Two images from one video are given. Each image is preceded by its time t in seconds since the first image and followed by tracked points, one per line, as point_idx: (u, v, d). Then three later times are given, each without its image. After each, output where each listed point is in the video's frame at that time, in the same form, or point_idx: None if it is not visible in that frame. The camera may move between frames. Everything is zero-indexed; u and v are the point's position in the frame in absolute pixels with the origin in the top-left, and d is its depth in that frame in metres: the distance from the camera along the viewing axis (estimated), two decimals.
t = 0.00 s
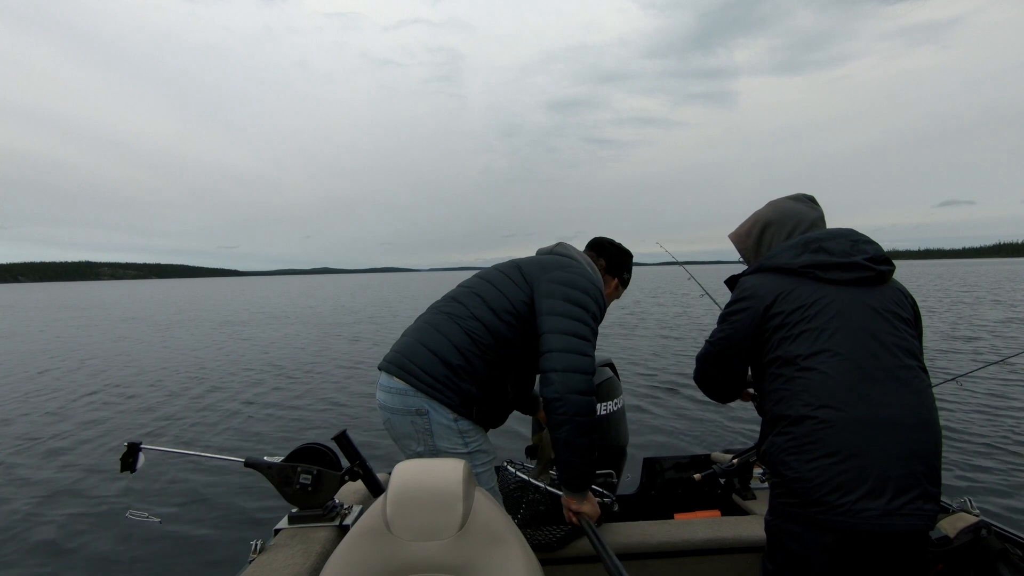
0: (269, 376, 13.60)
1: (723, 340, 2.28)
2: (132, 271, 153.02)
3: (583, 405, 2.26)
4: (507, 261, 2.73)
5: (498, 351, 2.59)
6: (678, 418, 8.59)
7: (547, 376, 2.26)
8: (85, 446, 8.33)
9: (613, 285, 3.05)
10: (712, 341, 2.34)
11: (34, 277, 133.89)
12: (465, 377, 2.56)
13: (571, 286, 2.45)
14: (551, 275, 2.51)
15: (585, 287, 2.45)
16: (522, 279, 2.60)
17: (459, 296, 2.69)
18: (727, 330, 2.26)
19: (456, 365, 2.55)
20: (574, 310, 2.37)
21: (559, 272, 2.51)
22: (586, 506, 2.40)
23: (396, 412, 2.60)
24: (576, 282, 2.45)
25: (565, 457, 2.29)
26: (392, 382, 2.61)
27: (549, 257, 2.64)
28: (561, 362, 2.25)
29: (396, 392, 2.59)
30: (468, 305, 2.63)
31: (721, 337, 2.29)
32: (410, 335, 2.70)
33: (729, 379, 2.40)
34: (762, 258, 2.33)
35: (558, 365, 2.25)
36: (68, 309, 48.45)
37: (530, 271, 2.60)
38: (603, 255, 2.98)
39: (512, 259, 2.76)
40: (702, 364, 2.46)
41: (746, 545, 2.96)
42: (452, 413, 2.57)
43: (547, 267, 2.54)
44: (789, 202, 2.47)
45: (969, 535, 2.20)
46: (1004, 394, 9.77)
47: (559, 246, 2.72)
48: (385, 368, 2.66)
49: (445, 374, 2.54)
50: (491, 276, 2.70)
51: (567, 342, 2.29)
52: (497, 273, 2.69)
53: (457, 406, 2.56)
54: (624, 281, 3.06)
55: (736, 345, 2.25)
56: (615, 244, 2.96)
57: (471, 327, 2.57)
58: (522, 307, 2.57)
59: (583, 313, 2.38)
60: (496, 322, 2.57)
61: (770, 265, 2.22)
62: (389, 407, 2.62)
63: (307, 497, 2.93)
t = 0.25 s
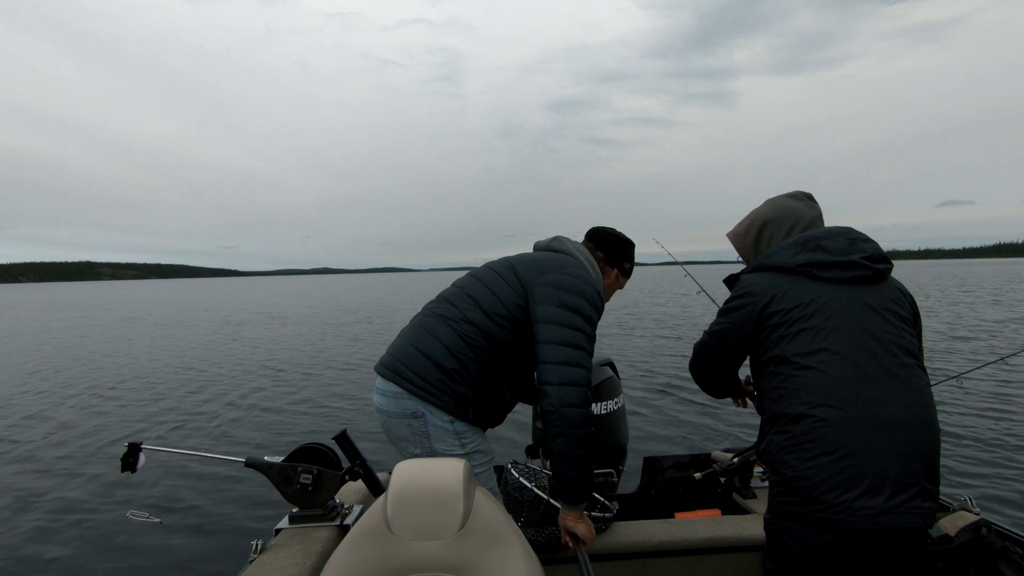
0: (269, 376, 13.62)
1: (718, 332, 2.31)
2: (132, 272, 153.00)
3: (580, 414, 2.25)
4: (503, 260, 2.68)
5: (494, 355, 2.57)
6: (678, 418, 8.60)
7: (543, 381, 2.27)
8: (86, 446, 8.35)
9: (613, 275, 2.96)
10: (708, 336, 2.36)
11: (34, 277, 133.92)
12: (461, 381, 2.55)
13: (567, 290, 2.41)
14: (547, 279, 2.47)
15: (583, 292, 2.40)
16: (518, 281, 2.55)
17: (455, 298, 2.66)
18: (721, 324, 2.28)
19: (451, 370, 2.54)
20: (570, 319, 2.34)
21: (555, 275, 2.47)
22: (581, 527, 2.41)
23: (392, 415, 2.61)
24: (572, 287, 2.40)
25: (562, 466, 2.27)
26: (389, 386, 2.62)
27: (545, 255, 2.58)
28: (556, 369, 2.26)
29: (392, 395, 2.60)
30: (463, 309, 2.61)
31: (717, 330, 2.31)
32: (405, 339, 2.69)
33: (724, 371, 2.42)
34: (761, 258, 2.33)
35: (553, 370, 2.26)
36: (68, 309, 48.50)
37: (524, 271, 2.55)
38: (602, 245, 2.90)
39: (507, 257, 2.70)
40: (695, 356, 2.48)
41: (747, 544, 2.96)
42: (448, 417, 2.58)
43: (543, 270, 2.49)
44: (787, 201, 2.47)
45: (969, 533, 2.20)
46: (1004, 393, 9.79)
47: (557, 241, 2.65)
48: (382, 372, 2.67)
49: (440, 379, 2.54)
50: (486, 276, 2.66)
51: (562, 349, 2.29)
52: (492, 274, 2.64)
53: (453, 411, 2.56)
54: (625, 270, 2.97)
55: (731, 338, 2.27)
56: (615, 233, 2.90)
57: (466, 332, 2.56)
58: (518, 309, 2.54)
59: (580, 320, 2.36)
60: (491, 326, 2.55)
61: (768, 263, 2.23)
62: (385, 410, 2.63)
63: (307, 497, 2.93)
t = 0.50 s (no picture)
0: (269, 376, 13.63)
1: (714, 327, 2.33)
2: (132, 272, 153.09)
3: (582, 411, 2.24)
4: (499, 266, 2.54)
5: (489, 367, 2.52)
6: (678, 418, 8.60)
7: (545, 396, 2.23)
8: (87, 446, 8.36)
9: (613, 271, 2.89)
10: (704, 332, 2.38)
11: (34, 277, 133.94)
12: (456, 394, 2.52)
13: (567, 310, 2.31)
14: (545, 297, 2.36)
15: (583, 312, 2.30)
16: (515, 295, 2.43)
17: (449, 308, 2.56)
18: (717, 320, 2.30)
19: (446, 383, 2.51)
20: (570, 342, 2.27)
21: (554, 291, 2.35)
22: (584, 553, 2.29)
23: (387, 423, 2.60)
24: (572, 307, 2.30)
25: (563, 460, 2.22)
26: (383, 396, 2.60)
27: (544, 265, 2.44)
28: (555, 383, 2.22)
29: (387, 403, 2.59)
30: (457, 321, 2.51)
31: (713, 326, 2.33)
32: (398, 348, 2.63)
33: (721, 367, 2.44)
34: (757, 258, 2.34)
35: (551, 388, 2.22)
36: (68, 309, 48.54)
37: (519, 283, 2.42)
38: (601, 242, 2.84)
39: (504, 261, 2.55)
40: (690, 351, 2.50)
41: (747, 544, 2.96)
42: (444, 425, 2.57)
43: (541, 285, 2.37)
44: (785, 199, 2.46)
45: (970, 533, 2.20)
46: (1003, 393, 9.80)
47: (556, 243, 2.50)
48: (376, 382, 2.64)
49: (434, 392, 2.51)
50: (481, 285, 2.54)
51: (561, 371, 2.23)
52: (488, 283, 2.51)
53: (449, 421, 2.55)
54: (625, 267, 2.92)
55: (727, 335, 2.28)
56: (617, 228, 2.82)
57: (462, 346, 2.50)
58: (516, 324, 2.45)
59: (580, 342, 2.28)
60: (486, 340, 2.48)
61: (765, 263, 2.23)
62: (380, 419, 2.62)
63: (307, 497, 2.93)
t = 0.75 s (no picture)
0: (270, 377, 13.64)
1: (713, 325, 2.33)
2: (132, 272, 153.18)
3: (582, 418, 2.24)
4: (498, 274, 2.50)
5: (487, 378, 2.50)
6: (678, 418, 8.61)
7: (545, 407, 2.24)
8: (89, 446, 8.38)
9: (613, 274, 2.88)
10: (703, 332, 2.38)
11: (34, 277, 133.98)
12: (455, 404, 2.51)
13: (568, 325, 2.29)
14: (547, 311, 2.33)
15: (584, 327, 2.29)
16: (515, 307, 2.41)
17: (447, 318, 2.52)
18: (716, 319, 2.30)
19: (444, 394, 2.50)
20: (571, 358, 2.26)
21: (555, 305, 2.33)
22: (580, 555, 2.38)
23: (385, 431, 2.60)
24: (573, 322, 2.28)
25: (562, 468, 2.23)
26: (381, 406, 2.59)
27: (545, 277, 2.41)
28: (555, 395, 2.23)
29: (384, 411, 2.58)
30: (456, 333, 2.48)
31: (712, 325, 2.33)
32: (395, 357, 2.61)
33: (720, 366, 2.43)
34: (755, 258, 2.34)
35: (552, 399, 2.22)
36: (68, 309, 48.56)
37: (518, 294, 2.40)
38: (603, 244, 2.82)
39: (502, 270, 2.51)
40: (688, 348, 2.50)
41: (748, 544, 2.96)
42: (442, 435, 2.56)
43: (541, 297, 2.35)
44: (783, 198, 2.45)
45: (971, 533, 2.20)
46: (1003, 394, 9.81)
47: (557, 251, 2.47)
48: (373, 391, 2.62)
49: (432, 403, 2.50)
50: (480, 295, 2.50)
51: (561, 387, 2.23)
52: (487, 293, 2.48)
53: (447, 430, 2.55)
54: (626, 270, 2.92)
55: (725, 333, 2.28)
56: (620, 230, 2.80)
57: (460, 357, 2.47)
58: (516, 336, 2.43)
59: (581, 357, 2.27)
60: (484, 351, 2.45)
61: (763, 263, 2.23)
62: (378, 427, 2.61)
63: (307, 498, 2.93)
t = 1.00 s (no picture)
0: (269, 377, 13.64)
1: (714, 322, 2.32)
2: (131, 272, 153.11)
3: (582, 410, 2.24)
4: (495, 270, 2.50)
5: (489, 374, 2.50)
6: (678, 418, 8.61)
7: (542, 398, 2.24)
8: (89, 446, 8.38)
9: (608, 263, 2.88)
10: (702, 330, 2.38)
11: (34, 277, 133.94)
12: (457, 403, 2.51)
13: (567, 316, 2.29)
14: (546, 302, 2.33)
15: (584, 317, 2.29)
16: (514, 301, 2.41)
17: (447, 317, 2.53)
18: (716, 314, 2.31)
19: (446, 393, 2.49)
20: (572, 347, 2.25)
21: (554, 296, 2.33)
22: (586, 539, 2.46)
23: (388, 434, 2.59)
24: (573, 312, 2.28)
25: (559, 462, 2.24)
26: (384, 408, 2.59)
27: (542, 269, 2.41)
28: (555, 386, 2.22)
29: (387, 413, 2.58)
30: (456, 331, 2.49)
31: (713, 324, 2.33)
32: (396, 359, 2.60)
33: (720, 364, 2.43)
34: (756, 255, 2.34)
35: (552, 392, 2.22)
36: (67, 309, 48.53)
37: (516, 288, 2.41)
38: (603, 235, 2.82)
39: (500, 265, 2.52)
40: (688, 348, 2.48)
41: (748, 544, 2.96)
42: (445, 435, 2.56)
43: (539, 290, 2.35)
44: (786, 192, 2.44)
45: (972, 532, 2.19)
46: (1003, 394, 9.81)
47: (553, 242, 2.47)
48: (375, 394, 2.62)
49: (435, 403, 2.50)
50: (478, 291, 2.51)
51: (562, 376, 2.23)
52: (485, 289, 2.48)
53: (450, 430, 2.54)
54: (626, 262, 2.91)
55: (726, 329, 2.29)
56: (619, 221, 2.80)
57: (461, 355, 2.47)
58: (516, 329, 2.43)
59: (582, 347, 2.26)
60: (484, 347, 2.45)
61: (764, 262, 2.23)
62: (381, 429, 2.61)
63: (308, 498, 2.93)
